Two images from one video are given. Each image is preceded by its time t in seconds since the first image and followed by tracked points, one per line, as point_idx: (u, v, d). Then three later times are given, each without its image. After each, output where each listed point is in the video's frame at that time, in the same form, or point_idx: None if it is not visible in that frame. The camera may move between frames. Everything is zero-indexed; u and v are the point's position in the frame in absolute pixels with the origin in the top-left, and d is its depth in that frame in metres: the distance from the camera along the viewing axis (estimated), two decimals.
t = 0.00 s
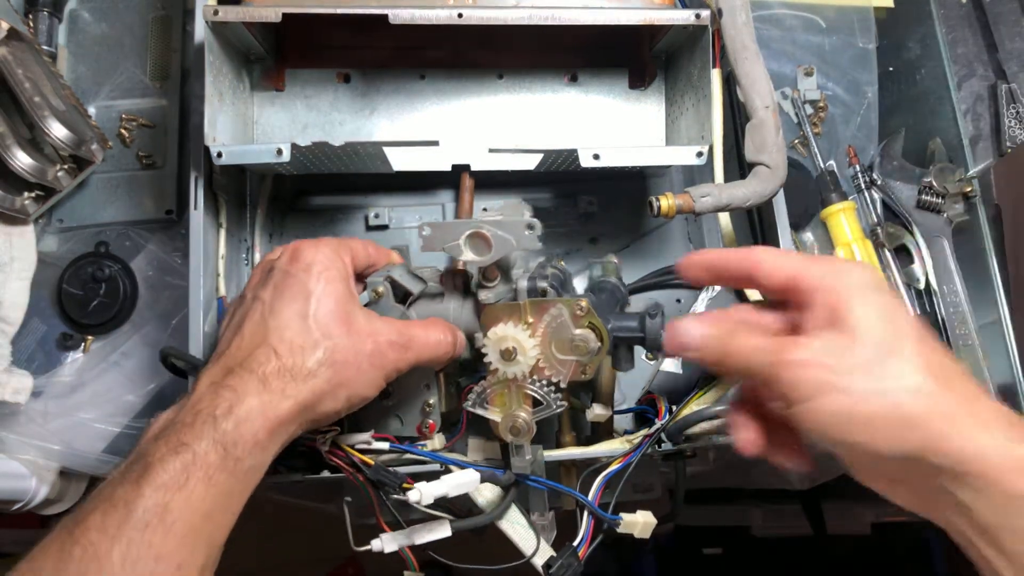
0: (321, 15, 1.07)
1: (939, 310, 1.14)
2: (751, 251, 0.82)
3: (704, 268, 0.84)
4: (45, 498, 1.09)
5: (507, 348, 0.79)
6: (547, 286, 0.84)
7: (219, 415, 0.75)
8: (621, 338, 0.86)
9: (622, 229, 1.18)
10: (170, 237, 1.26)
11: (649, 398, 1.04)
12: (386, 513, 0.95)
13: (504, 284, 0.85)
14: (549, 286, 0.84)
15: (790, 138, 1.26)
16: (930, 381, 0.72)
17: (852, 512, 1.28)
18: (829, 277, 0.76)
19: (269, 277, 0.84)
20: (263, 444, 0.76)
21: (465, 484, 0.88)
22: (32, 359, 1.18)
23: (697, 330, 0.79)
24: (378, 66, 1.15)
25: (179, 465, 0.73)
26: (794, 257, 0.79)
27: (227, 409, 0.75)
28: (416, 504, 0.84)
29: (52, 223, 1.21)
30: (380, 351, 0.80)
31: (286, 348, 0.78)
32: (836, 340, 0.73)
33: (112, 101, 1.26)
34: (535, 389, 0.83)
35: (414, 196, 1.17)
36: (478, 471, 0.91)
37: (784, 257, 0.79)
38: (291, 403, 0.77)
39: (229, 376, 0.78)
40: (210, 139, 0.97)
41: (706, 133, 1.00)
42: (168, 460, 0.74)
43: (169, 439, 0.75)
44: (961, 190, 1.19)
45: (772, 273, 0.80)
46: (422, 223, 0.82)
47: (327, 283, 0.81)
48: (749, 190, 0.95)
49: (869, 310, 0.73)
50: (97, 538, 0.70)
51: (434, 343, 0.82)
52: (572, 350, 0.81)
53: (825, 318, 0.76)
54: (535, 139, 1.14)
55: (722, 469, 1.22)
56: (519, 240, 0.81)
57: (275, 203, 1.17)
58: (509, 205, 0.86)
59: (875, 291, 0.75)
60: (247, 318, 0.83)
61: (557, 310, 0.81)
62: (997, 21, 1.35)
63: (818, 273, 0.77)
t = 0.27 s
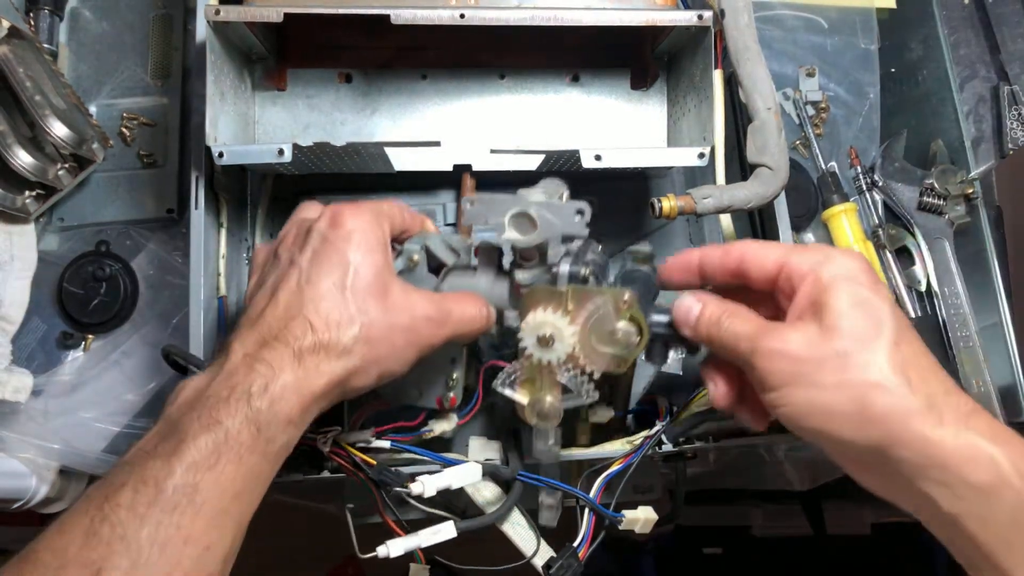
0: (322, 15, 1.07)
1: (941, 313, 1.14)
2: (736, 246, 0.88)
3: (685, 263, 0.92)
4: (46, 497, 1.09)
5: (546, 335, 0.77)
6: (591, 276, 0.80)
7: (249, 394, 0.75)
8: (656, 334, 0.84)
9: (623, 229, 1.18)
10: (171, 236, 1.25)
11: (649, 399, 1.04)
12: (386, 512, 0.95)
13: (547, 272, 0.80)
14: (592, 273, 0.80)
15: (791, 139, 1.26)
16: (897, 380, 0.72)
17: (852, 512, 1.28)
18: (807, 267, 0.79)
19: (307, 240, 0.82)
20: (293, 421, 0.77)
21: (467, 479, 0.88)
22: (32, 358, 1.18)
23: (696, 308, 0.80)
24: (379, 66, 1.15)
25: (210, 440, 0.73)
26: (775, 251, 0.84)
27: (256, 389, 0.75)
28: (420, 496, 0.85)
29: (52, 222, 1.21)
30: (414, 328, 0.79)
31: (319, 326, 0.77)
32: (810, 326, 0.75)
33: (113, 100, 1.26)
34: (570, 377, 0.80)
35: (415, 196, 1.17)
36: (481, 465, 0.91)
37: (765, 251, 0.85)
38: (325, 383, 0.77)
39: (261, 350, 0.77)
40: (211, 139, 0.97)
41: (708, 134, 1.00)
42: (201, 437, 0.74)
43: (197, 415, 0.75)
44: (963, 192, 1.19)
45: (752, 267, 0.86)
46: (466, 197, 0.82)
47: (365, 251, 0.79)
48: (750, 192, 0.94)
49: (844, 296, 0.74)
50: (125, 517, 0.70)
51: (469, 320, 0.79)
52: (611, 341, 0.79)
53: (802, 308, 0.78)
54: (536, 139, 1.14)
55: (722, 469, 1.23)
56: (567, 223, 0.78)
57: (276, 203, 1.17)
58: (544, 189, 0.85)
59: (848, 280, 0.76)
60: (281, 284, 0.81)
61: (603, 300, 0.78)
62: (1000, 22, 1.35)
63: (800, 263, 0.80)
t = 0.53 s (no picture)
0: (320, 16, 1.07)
1: (938, 309, 1.15)
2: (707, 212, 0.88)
3: (660, 231, 0.90)
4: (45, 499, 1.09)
5: (556, 292, 0.80)
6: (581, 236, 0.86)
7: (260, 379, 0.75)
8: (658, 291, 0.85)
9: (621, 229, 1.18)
10: (169, 238, 1.25)
11: (649, 398, 1.02)
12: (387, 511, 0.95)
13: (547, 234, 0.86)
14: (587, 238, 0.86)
15: (788, 138, 1.26)
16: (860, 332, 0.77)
17: (852, 511, 1.28)
18: (775, 228, 0.83)
19: (304, 226, 0.81)
20: (305, 409, 0.77)
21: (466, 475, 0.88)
22: (31, 360, 1.18)
23: (690, 256, 0.82)
24: (377, 67, 1.15)
25: (222, 435, 0.73)
26: (745, 214, 0.86)
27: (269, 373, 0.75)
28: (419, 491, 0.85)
29: (51, 225, 1.21)
30: (422, 303, 0.80)
31: (324, 306, 0.77)
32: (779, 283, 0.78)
33: (111, 103, 1.26)
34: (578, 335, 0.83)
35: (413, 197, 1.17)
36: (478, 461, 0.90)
37: (735, 214, 0.87)
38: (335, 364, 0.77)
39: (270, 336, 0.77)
40: (209, 140, 0.97)
41: (704, 132, 1.00)
42: (211, 433, 0.74)
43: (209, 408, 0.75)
44: (959, 189, 1.20)
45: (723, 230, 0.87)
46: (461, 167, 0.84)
47: (367, 235, 0.79)
48: (746, 189, 0.95)
49: (811, 253, 0.79)
50: (138, 519, 0.70)
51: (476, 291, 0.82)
52: (619, 297, 0.81)
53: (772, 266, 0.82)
54: (534, 139, 1.15)
55: (722, 469, 1.22)
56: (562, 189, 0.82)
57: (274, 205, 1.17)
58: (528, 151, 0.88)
59: (815, 238, 0.80)
60: (280, 272, 0.81)
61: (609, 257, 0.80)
62: (993, 21, 1.36)
63: (768, 225, 0.83)
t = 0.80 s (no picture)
0: (322, 14, 1.07)
1: (941, 311, 1.14)
2: (732, 219, 0.88)
3: (676, 241, 0.92)
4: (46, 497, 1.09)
5: (512, 326, 0.77)
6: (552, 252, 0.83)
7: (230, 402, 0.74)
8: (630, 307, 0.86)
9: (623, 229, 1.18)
10: (170, 236, 1.25)
11: (649, 398, 1.03)
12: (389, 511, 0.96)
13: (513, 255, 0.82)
14: (554, 254, 0.82)
15: (791, 138, 1.26)
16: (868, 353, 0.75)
17: (853, 512, 1.28)
18: (798, 245, 0.82)
19: (278, 236, 0.81)
20: (272, 428, 0.75)
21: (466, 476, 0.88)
22: (32, 358, 1.18)
23: (674, 281, 0.79)
24: (379, 65, 1.15)
25: (186, 463, 0.73)
26: (773, 227, 0.85)
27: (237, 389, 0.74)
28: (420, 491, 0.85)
29: (52, 222, 1.21)
30: (399, 316, 0.79)
31: (299, 319, 0.76)
32: (796, 305, 0.77)
33: (112, 100, 1.25)
34: (547, 365, 0.80)
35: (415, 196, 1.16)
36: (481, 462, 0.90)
37: (759, 226, 0.86)
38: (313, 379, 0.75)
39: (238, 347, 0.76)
40: (210, 138, 0.97)
41: (707, 133, 1.00)
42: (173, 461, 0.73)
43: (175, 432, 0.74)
44: (963, 190, 1.19)
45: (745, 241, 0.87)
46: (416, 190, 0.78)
47: (342, 243, 0.78)
48: (749, 190, 0.94)
49: (834, 279, 0.77)
50: (98, 554, 0.70)
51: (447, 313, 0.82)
52: (579, 328, 0.79)
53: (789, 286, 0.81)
54: (536, 138, 1.14)
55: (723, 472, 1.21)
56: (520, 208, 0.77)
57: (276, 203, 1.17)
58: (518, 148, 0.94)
59: (839, 262, 0.79)
60: (261, 279, 0.80)
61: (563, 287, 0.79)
62: (999, 21, 1.35)
63: (793, 243, 0.82)
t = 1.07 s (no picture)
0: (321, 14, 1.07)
1: (940, 311, 1.14)
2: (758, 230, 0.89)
3: (701, 247, 0.90)
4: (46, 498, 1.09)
5: (545, 343, 0.74)
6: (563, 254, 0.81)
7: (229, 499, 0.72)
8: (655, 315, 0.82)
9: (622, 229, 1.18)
10: (170, 237, 1.25)
11: (650, 398, 1.04)
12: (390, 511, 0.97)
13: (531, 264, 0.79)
14: (571, 264, 0.80)
15: (790, 138, 1.26)
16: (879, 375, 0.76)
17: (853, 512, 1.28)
18: (820, 265, 0.83)
19: (263, 293, 0.78)
20: (275, 517, 0.74)
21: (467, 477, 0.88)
22: (32, 359, 1.18)
23: (695, 284, 0.77)
24: (378, 66, 1.15)
25: (182, 561, 0.71)
26: (801, 244, 0.85)
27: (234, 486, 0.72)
28: (419, 491, 0.85)
29: (51, 223, 1.21)
30: (399, 369, 0.77)
31: (296, 389, 0.74)
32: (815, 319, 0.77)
33: (112, 101, 1.25)
34: (575, 378, 0.78)
35: (414, 196, 1.16)
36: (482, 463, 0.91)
37: (785, 241, 0.86)
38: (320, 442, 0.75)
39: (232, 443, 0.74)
40: (210, 139, 0.97)
41: (707, 132, 1.00)
42: (170, 558, 0.71)
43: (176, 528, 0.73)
44: (962, 190, 1.19)
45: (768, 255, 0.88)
46: (426, 207, 0.73)
47: (332, 294, 0.75)
48: (749, 189, 0.94)
49: (856, 300, 0.78)
50: None
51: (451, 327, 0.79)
52: (610, 339, 0.76)
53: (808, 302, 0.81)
54: (535, 138, 1.14)
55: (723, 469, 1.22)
56: (541, 219, 0.73)
57: (275, 203, 1.17)
58: (506, 141, 0.96)
59: (863, 285, 0.79)
60: (249, 359, 0.77)
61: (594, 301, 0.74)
62: (997, 21, 1.35)
63: (818, 263, 0.83)
